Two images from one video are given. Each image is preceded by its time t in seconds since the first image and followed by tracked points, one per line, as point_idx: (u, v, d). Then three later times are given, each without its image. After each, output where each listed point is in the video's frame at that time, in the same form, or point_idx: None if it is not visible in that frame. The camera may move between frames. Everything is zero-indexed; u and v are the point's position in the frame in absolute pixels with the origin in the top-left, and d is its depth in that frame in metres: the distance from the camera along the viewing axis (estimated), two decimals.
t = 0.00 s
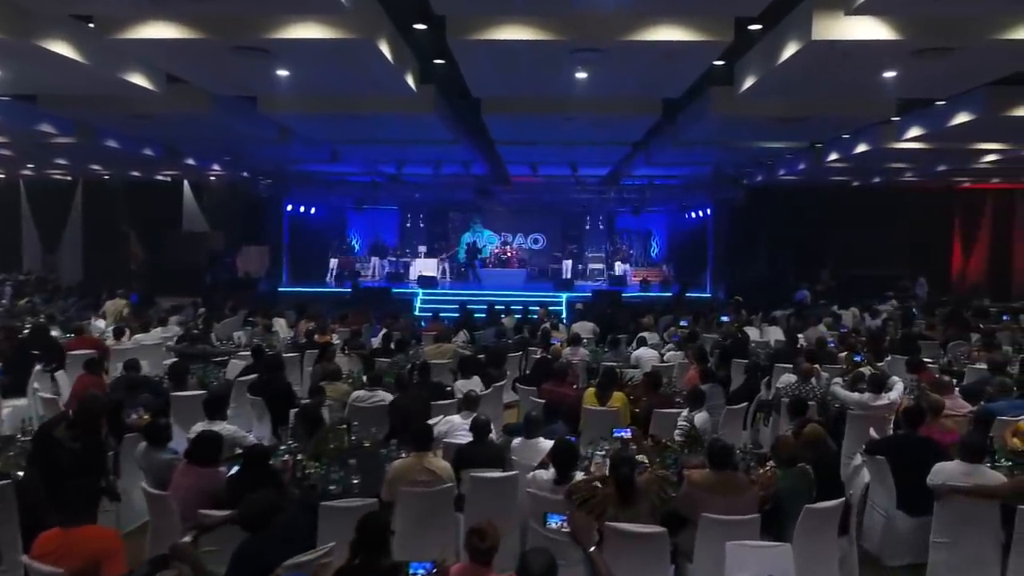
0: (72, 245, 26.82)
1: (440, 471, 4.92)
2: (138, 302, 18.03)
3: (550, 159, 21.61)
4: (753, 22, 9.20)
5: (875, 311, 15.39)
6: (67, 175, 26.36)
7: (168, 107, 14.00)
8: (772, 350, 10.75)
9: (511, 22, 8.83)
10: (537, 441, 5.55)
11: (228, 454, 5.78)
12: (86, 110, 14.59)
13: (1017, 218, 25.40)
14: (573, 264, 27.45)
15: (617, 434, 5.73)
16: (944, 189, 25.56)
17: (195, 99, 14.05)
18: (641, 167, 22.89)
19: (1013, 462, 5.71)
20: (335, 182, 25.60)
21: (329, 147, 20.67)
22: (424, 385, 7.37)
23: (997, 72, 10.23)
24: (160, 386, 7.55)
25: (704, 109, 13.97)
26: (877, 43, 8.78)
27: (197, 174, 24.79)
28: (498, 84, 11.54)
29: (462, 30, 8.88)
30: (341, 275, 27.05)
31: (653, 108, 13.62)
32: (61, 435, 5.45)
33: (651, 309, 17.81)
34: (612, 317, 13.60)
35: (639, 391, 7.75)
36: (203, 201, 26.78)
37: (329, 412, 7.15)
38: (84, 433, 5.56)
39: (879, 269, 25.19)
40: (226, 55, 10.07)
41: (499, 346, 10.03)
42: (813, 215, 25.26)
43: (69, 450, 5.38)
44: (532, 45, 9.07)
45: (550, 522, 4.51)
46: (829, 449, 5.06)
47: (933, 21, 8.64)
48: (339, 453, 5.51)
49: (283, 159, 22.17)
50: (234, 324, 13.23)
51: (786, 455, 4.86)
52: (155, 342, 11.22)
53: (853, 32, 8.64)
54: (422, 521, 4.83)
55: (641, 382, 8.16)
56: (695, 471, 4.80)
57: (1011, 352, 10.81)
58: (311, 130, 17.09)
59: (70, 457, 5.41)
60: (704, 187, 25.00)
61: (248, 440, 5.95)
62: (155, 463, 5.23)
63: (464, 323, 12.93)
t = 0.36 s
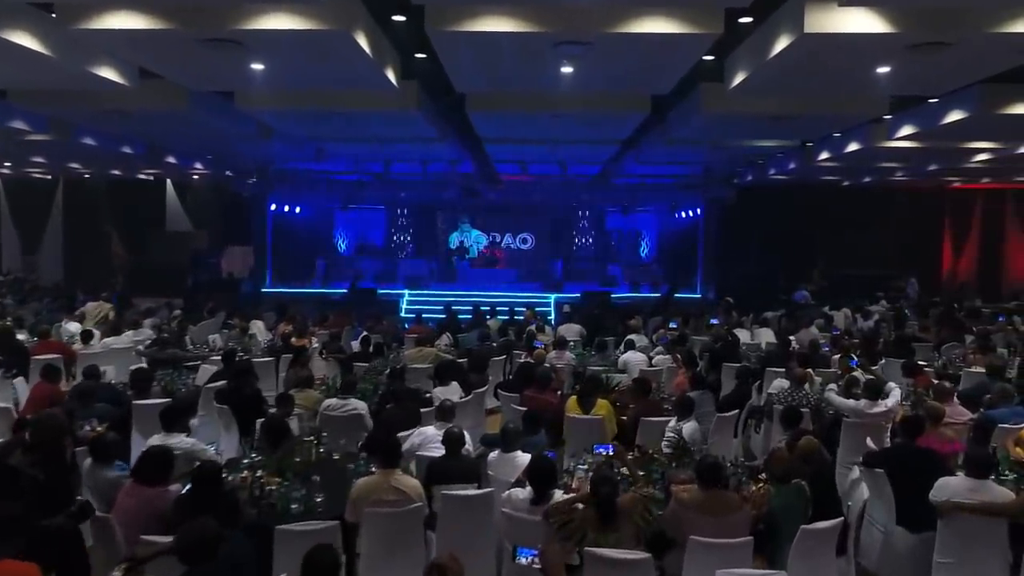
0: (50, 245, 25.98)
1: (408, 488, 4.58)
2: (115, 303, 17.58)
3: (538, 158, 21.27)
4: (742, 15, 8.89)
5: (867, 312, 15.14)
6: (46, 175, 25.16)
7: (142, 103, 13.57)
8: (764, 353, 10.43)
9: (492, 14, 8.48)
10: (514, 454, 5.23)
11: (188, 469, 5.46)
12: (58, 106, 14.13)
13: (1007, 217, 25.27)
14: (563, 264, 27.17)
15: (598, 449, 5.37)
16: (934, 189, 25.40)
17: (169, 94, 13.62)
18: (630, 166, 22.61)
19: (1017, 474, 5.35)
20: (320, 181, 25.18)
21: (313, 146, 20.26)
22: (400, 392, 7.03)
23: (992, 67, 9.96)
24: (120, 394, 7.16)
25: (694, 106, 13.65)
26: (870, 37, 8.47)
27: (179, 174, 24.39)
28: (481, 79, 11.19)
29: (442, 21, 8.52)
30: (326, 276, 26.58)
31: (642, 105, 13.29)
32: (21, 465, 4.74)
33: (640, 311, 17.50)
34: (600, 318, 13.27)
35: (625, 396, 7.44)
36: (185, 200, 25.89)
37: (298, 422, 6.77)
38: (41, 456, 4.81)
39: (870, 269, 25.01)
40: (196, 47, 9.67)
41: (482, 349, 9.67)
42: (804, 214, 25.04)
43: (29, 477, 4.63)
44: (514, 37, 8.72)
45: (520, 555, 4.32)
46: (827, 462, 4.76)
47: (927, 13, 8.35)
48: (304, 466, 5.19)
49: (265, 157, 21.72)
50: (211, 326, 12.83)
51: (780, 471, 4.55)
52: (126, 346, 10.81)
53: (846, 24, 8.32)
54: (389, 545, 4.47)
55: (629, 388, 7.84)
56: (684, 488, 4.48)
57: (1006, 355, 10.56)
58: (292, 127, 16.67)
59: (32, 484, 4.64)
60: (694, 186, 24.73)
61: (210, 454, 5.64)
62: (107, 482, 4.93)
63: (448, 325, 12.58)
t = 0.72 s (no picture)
0: (35, 246, 23.84)
1: (378, 513, 4.26)
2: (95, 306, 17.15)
3: (529, 157, 20.94)
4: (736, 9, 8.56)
5: (863, 315, 14.88)
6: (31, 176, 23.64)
7: (121, 100, 13.19)
8: (760, 358, 10.13)
9: (477, 7, 8.13)
10: (495, 474, 4.89)
11: (149, 490, 5.17)
12: (34, 104, 13.72)
13: (1001, 217, 25.10)
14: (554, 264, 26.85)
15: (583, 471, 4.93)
16: (929, 188, 25.20)
17: (148, 91, 13.23)
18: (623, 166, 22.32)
19: None
20: (308, 180, 24.79)
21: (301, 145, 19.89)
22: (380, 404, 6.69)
23: (994, 64, 9.67)
24: (85, 406, 6.82)
25: (687, 105, 13.32)
26: (871, 32, 8.16)
27: (165, 175, 24.02)
28: (468, 75, 10.85)
29: (424, 15, 8.19)
30: (314, 277, 26.17)
31: (633, 103, 12.97)
32: None
33: (633, 314, 17.21)
34: (591, 322, 12.96)
35: (617, 407, 7.13)
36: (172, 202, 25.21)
37: (271, 435, 6.41)
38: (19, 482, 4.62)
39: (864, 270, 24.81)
40: (170, 41, 9.30)
41: (468, 356, 9.34)
42: (798, 214, 24.79)
43: None
44: (501, 31, 8.37)
45: None
46: (829, 482, 4.47)
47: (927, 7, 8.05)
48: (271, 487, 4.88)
49: (251, 156, 21.28)
50: (192, 331, 12.47)
51: (781, 495, 4.25)
52: (100, 351, 10.43)
53: (844, 19, 8.01)
54: None
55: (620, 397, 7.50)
56: (678, 513, 4.18)
57: (1006, 360, 10.32)
58: (276, 125, 16.26)
59: None
60: (687, 186, 24.44)
61: (174, 473, 5.35)
62: (52, 503, 4.62)
63: (435, 330, 12.24)
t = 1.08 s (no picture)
0: (21, 247, 23.48)
1: (355, 542, 3.98)
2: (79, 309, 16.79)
3: (522, 158, 20.67)
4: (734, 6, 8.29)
5: (861, 319, 14.66)
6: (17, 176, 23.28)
7: (103, 99, 12.88)
8: (758, 365, 9.87)
9: (466, 3, 7.85)
10: (481, 498, 4.61)
11: (116, 512, 4.90)
12: (14, 103, 13.38)
13: (998, 219, 24.92)
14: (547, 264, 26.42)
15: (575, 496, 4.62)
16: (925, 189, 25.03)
17: (131, 90, 12.91)
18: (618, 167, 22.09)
19: None
20: (298, 180, 24.45)
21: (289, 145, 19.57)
22: (362, 418, 6.41)
23: (996, 64, 9.45)
24: (56, 419, 6.62)
25: (683, 106, 13.07)
26: (872, 30, 7.90)
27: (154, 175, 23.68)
28: (458, 74, 10.55)
29: (412, 12, 7.91)
30: (305, 279, 25.34)
31: (628, 103, 12.71)
32: None
33: (627, 317, 16.94)
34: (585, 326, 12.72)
35: (612, 419, 6.87)
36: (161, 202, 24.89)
37: (248, 451, 6.12)
38: None
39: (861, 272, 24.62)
40: (150, 39, 9.00)
41: (458, 363, 9.07)
42: (794, 216, 24.57)
43: None
44: (491, 29, 8.10)
45: None
46: (835, 507, 4.22)
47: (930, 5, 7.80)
48: (243, 511, 4.63)
49: (240, 156, 20.93)
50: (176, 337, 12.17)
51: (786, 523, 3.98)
52: (79, 358, 10.13)
53: (844, 17, 7.75)
54: None
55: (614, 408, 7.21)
56: (677, 543, 3.90)
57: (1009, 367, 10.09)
58: (264, 125, 15.89)
59: None
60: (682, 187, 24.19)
61: (142, 493, 5.07)
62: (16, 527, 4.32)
63: (425, 335, 11.95)
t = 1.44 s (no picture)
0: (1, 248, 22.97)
1: None
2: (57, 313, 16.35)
3: (511, 158, 20.39)
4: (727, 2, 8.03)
5: (855, 322, 14.46)
6: None
7: (78, 97, 12.47)
8: (751, 372, 9.62)
9: None
10: (462, 525, 4.30)
11: (69, 538, 4.58)
12: None
13: (989, 220, 24.80)
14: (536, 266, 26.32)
15: (562, 526, 4.25)
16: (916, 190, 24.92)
17: (108, 89, 12.53)
18: (609, 168, 21.85)
19: None
20: (284, 180, 24.03)
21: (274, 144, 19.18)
22: (340, 432, 6.09)
23: (995, 63, 9.24)
24: (17, 435, 6.34)
25: (675, 106, 12.82)
26: (870, 28, 7.66)
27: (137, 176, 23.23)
28: (444, 72, 10.23)
29: (394, 7, 7.59)
30: (291, 280, 25.01)
31: (619, 103, 12.45)
32: None
33: (618, 320, 16.68)
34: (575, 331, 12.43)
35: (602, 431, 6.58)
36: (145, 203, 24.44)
37: (218, 467, 5.79)
38: None
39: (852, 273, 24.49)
40: (123, 34, 8.64)
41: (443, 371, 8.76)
42: (786, 217, 24.39)
43: None
44: (477, 25, 7.80)
45: None
46: (840, 533, 3.93)
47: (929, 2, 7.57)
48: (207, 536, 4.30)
49: (225, 156, 20.55)
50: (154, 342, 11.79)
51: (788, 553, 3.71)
52: (51, 366, 9.75)
53: (842, 14, 7.49)
54: None
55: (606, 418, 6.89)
56: None
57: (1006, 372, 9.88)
58: (247, 124, 15.49)
59: None
60: (673, 187, 23.98)
61: (99, 516, 4.74)
62: None
63: (411, 340, 11.63)
